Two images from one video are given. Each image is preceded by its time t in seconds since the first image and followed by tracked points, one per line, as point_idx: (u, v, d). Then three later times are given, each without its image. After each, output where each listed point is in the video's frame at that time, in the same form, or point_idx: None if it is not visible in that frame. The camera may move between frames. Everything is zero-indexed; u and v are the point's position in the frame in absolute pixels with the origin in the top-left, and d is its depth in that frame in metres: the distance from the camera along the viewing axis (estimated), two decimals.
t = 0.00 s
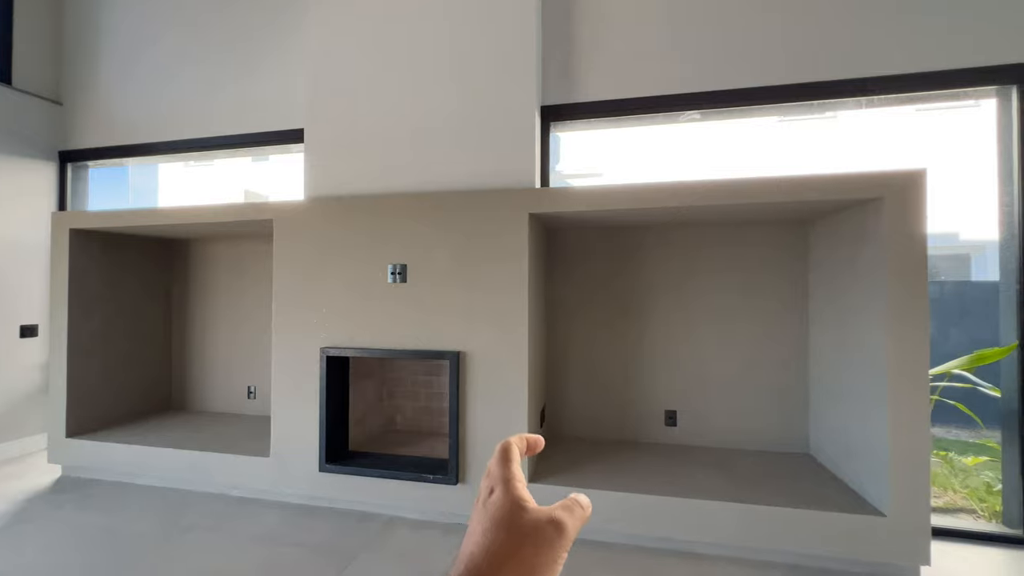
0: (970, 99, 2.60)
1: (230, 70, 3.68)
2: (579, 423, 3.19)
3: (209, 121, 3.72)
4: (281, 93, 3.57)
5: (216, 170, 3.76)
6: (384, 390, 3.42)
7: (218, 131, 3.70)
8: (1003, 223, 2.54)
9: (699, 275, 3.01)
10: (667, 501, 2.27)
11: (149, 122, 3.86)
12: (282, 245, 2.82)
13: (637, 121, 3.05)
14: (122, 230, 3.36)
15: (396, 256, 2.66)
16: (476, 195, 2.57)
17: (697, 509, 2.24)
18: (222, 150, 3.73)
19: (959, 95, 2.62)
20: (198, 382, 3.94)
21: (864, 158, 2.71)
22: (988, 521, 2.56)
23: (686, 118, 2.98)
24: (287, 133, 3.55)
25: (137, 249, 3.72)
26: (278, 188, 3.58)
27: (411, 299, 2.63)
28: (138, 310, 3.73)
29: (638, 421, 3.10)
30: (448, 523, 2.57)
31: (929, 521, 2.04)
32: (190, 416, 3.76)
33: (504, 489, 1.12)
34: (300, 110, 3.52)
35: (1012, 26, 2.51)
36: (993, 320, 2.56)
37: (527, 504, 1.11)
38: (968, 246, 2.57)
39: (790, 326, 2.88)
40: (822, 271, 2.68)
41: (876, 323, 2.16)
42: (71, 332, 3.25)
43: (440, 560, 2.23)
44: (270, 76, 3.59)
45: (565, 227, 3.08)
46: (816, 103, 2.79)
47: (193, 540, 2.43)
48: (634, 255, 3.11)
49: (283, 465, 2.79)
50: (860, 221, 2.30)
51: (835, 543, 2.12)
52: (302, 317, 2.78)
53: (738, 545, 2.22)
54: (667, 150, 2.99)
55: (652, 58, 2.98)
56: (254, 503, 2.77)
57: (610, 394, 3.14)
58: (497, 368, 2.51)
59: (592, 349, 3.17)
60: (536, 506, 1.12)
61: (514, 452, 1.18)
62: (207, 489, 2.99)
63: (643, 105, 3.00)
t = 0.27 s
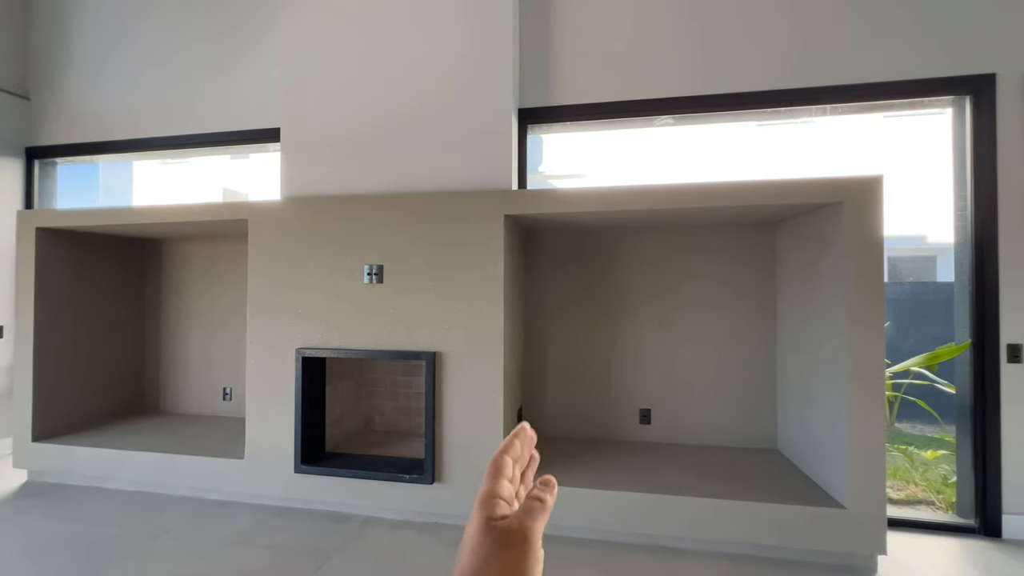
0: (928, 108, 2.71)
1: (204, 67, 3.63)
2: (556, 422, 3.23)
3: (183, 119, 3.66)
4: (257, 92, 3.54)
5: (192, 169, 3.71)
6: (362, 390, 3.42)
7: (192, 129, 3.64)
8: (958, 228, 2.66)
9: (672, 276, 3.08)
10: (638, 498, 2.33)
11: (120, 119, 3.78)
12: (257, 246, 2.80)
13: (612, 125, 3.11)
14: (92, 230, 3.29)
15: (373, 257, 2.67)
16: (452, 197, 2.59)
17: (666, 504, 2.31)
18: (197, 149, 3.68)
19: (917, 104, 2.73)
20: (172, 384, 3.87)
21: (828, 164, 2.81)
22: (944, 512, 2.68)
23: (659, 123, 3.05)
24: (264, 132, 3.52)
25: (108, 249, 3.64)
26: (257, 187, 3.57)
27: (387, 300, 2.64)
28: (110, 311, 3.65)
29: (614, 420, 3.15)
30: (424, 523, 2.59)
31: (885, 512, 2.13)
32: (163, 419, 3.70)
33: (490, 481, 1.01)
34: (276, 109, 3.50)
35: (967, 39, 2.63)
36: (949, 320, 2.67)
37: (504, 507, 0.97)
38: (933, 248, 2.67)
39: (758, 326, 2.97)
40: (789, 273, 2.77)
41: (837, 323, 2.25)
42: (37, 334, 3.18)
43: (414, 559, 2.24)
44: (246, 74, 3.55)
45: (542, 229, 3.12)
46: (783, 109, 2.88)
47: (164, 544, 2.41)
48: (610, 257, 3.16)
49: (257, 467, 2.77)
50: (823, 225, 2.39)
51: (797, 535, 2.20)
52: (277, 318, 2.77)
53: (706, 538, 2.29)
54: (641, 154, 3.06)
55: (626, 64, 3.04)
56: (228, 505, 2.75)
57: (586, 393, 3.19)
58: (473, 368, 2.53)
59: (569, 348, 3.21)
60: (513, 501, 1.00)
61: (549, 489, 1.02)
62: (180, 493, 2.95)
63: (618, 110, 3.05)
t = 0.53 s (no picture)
0: (892, 117, 2.82)
1: (175, 62, 3.54)
2: (535, 421, 3.25)
3: (154, 115, 3.57)
4: (231, 88, 3.47)
5: (164, 166, 3.62)
6: (339, 392, 3.39)
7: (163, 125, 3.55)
8: (919, 232, 2.77)
9: (649, 277, 3.14)
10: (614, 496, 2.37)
11: (86, 113, 3.67)
12: (231, 246, 2.75)
13: (590, 127, 3.14)
14: (57, 228, 3.19)
15: (350, 258, 2.65)
16: (430, 198, 2.58)
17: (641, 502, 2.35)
18: (170, 145, 3.59)
19: (882, 112, 2.83)
20: (143, 387, 3.77)
21: (798, 169, 2.89)
22: (906, 504, 2.79)
23: (636, 127, 3.10)
24: (238, 129, 3.46)
25: (75, 248, 3.52)
26: (235, 186, 3.52)
27: (364, 301, 2.62)
28: (77, 312, 3.53)
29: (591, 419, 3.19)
30: (402, 524, 2.58)
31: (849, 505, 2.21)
32: (133, 423, 3.60)
33: (597, 425, 0.72)
34: (251, 106, 3.43)
35: (928, 50, 2.73)
36: (910, 320, 2.78)
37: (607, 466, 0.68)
38: (898, 249, 2.77)
39: (732, 326, 3.04)
40: (760, 275, 2.85)
41: (805, 324, 2.32)
42: None
43: (391, 561, 2.24)
44: (219, 70, 3.48)
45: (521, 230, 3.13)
46: (756, 115, 2.95)
47: (133, 551, 2.35)
48: (588, 258, 3.20)
49: (231, 471, 2.72)
50: (792, 228, 2.46)
51: (766, 529, 2.26)
52: (251, 319, 2.72)
53: (679, 535, 2.34)
54: (618, 157, 3.10)
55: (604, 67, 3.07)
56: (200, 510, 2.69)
57: (564, 392, 3.22)
58: (451, 369, 2.54)
59: (548, 348, 3.24)
60: (617, 455, 0.70)
61: (652, 444, 0.70)
62: (150, 498, 2.88)
63: (596, 113, 3.08)
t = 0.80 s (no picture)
0: (860, 123, 2.92)
1: (143, 53, 3.41)
2: (514, 421, 3.25)
3: (120, 108, 3.44)
4: (202, 82, 3.36)
5: (131, 162, 3.49)
6: (316, 394, 3.32)
7: (130, 119, 3.42)
8: (884, 234, 2.87)
9: (627, 277, 3.17)
10: (592, 495, 2.38)
11: (47, 105, 3.51)
12: (201, 245, 2.67)
13: (570, 129, 3.15)
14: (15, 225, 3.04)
15: (326, 258, 2.60)
16: (409, 197, 2.55)
17: (619, 501, 2.37)
18: (137, 140, 3.46)
19: (850, 118, 2.92)
20: (109, 390, 3.63)
21: (771, 172, 2.96)
22: (872, 497, 2.89)
23: (615, 129, 3.12)
24: (210, 125, 3.36)
25: (35, 246, 3.37)
26: (208, 182, 3.41)
27: (341, 301, 2.58)
28: (37, 313, 3.37)
29: (571, 419, 3.21)
30: (380, 528, 2.55)
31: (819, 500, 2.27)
32: (98, 428, 3.46)
33: (716, 404, 0.58)
34: (223, 101, 3.34)
35: (893, 59, 2.83)
36: (877, 319, 2.88)
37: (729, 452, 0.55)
38: (866, 251, 2.88)
39: (707, 326, 3.09)
40: (735, 276, 2.91)
41: (778, 323, 2.38)
42: None
43: (369, 565, 2.21)
44: (190, 63, 3.37)
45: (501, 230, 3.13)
46: (731, 119, 3.01)
47: (96, 562, 2.26)
48: (568, 258, 3.22)
49: (202, 477, 2.64)
50: (766, 230, 2.52)
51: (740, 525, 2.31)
52: (223, 320, 2.65)
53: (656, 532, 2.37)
54: (597, 158, 3.12)
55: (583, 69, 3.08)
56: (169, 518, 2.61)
57: (544, 393, 3.23)
58: (430, 370, 2.51)
59: (528, 348, 3.24)
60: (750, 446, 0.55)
61: (808, 441, 0.51)
62: (116, 507, 2.77)
63: (575, 114, 3.09)
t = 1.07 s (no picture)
0: (843, 125, 2.96)
1: (120, 45, 3.31)
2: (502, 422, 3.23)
3: (97, 101, 3.33)
4: (183, 75, 3.28)
5: (109, 157, 3.39)
6: (301, 396, 3.26)
7: (107, 113, 3.32)
8: (867, 235, 2.92)
9: (615, 277, 3.18)
10: (581, 495, 2.38)
11: (19, 98, 3.39)
12: (182, 244, 2.60)
13: (558, 128, 3.15)
14: None
15: (311, 256, 2.55)
16: (396, 195, 2.52)
17: (607, 500, 2.37)
18: (115, 135, 3.36)
19: (834, 120, 2.96)
20: (85, 393, 3.52)
21: (757, 173, 2.99)
22: (855, 493, 2.94)
23: (603, 128, 3.12)
24: (191, 119, 3.27)
25: (7, 243, 3.24)
26: (189, 179, 3.33)
27: (327, 301, 2.54)
28: (10, 313, 3.25)
29: (559, 419, 3.20)
30: (366, 531, 2.51)
31: (804, 497, 2.30)
32: (72, 431, 3.35)
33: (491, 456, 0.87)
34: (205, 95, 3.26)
35: (876, 62, 2.88)
36: (859, 319, 2.93)
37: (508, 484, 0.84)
38: (847, 251, 2.92)
39: (694, 326, 3.12)
40: (722, 276, 2.93)
41: (764, 323, 2.40)
42: None
43: (355, 569, 2.17)
44: (170, 56, 3.28)
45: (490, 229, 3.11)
46: (718, 119, 3.03)
47: (69, 570, 2.18)
48: (556, 258, 3.21)
49: (182, 481, 2.57)
50: (752, 229, 2.54)
51: (727, 522, 2.33)
52: (204, 321, 2.58)
53: (644, 531, 2.37)
54: (585, 158, 3.12)
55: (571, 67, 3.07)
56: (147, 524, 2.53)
57: (533, 393, 3.22)
58: (417, 371, 2.48)
59: (516, 348, 3.23)
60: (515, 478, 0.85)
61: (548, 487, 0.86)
62: (91, 513, 2.68)
63: (563, 112, 3.08)
